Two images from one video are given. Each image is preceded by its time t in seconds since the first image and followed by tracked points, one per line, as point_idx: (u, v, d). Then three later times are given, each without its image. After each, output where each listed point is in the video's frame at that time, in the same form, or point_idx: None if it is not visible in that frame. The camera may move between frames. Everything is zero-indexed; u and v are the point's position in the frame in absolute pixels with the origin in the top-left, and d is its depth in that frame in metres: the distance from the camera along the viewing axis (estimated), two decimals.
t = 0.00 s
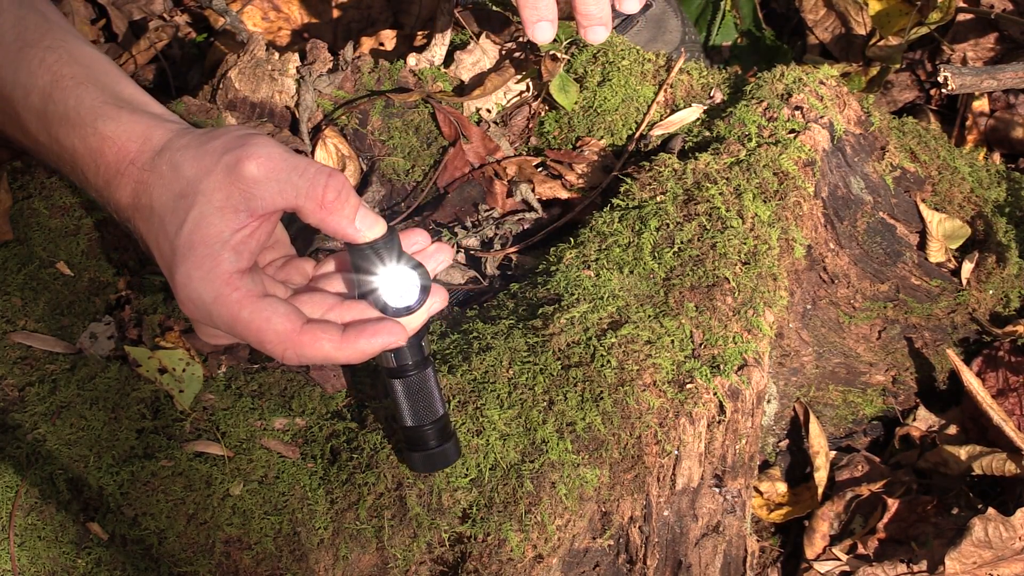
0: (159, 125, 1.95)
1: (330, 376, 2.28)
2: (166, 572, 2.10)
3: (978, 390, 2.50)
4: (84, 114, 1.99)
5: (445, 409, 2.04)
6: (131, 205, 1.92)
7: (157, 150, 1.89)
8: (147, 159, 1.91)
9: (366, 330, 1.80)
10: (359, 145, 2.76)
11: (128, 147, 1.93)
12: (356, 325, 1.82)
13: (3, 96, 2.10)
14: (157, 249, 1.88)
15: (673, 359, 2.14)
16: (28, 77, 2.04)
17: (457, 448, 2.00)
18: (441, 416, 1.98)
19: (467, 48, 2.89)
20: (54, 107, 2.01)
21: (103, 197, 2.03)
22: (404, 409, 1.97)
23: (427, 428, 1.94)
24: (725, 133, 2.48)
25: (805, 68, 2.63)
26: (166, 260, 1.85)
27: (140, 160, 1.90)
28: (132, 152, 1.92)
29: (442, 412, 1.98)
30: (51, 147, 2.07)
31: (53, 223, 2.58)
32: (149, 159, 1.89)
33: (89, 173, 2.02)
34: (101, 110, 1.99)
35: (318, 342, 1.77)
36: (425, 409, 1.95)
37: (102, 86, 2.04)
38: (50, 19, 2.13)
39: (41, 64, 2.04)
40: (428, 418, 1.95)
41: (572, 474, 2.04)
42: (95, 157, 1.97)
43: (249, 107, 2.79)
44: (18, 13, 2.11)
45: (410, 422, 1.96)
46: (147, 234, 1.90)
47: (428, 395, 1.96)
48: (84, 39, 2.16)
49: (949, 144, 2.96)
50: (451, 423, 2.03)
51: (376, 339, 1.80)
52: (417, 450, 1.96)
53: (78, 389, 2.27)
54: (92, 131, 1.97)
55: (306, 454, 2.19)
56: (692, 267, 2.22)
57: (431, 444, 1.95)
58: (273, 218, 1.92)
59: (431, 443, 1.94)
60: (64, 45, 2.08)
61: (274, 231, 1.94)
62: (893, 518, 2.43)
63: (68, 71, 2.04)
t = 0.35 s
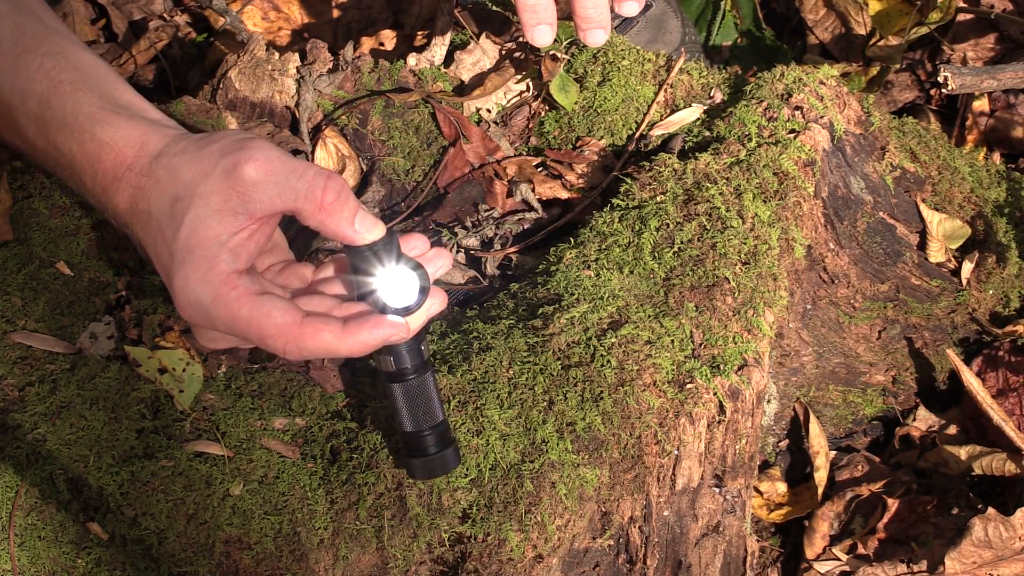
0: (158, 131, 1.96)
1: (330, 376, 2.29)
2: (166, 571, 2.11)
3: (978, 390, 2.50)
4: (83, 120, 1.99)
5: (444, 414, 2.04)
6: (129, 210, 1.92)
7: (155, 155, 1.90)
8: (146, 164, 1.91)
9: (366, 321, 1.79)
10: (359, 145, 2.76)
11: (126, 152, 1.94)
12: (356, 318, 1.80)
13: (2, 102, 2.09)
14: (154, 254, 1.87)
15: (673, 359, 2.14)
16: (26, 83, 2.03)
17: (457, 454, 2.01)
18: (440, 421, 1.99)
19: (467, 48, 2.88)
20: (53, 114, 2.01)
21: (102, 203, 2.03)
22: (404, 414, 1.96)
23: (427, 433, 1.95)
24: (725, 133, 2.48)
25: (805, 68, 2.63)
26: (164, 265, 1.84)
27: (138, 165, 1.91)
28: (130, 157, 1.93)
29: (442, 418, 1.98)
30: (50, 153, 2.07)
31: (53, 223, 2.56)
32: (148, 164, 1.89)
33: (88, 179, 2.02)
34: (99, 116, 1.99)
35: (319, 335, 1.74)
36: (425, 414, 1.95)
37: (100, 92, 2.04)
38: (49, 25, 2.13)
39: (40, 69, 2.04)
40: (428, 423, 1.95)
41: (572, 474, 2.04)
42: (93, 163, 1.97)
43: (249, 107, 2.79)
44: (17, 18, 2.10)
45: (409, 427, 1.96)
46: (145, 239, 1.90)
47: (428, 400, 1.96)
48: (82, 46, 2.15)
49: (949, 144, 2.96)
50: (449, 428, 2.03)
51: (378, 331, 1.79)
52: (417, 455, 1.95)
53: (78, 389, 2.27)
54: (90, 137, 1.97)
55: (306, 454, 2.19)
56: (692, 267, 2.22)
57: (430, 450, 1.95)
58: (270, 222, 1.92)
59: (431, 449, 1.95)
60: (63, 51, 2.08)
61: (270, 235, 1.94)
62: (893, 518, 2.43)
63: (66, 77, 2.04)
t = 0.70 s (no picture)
0: (168, 116, 1.97)
1: (330, 376, 2.29)
2: (166, 571, 2.12)
3: (978, 390, 2.50)
4: (91, 107, 1.99)
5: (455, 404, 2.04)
6: (139, 191, 1.90)
7: (168, 135, 1.90)
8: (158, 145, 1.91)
9: (390, 276, 1.77)
10: (359, 145, 2.76)
11: (138, 134, 1.94)
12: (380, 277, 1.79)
13: (8, 94, 2.09)
14: (168, 227, 1.85)
15: (673, 359, 2.14)
16: (33, 71, 2.03)
17: (468, 446, 1.97)
18: (450, 407, 1.98)
19: (467, 48, 2.88)
20: (60, 101, 2.01)
21: (108, 190, 2.02)
22: (414, 398, 1.96)
23: (436, 416, 1.94)
24: (725, 133, 2.48)
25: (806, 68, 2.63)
26: (181, 237, 1.82)
27: (150, 145, 1.91)
28: (143, 139, 1.93)
29: (452, 403, 1.98)
30: (57, 142, 2.07)
31: (53, 223, 2.55)
32: (160, 144, 1.89)
33: (95, 166, 2.01)
34: (108, 103, 1.99)
35: (346, 289, 1.72)
36: (435, 396, 1.96)
37: (108, 81, 2.05)
38: (53, 18, 2.13)
39: (47, 58, 2.04)
40: (438, 406, 1.95)
41: (572, 474, 2.04)
42: (103, 148, 1.96)
43: (249, 107, 2.79)
44: (21, 10, 2.09)
45: (420, 412, 1.95)
46: (157, 217, 1.87)
47: (438, 382, 1.96)
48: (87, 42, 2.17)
49: (949, 144, 2.96)
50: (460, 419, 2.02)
51: (402, 286, 1.77)
52: (427, 442, 1.93)
53: (78, 389, 2.26)
54: (101, 122, 1.97)
55: (306, 454, 2.19)
56: (692, 267, 2.22)
57: (440, 436, 1.93)
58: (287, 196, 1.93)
59: (439, 434, 1.93)
60: (70, 41, 2.09)
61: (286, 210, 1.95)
62: (893, 519, 2.43)
63: (74, 66, 2.04)
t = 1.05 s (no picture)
0: (147, 119, 1.99)
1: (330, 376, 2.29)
2: (166, 571, 2.12)
3: (978, 390, 2.50)
4: (72, 111, 2.00)
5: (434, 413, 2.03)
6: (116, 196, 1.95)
7: (144, 142, 1.93)
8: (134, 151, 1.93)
9: (342, 312, 1.86)
10: (359, 146, 2.76)
11: (115, 140, 1.96)
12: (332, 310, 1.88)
13: None
14: (140, 236, 1.93)
15: (673, 359, 2.14)
16: (18, 74, 2.04)
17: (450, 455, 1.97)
18: (431, 417, 1.97)
19: (467, 48, 2.88)
20: (43, 104, 2.02)
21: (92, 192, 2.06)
22: (394, 410, 1.95)
23: (418, 427, 1.93)
24: (725, 133, 2.49)
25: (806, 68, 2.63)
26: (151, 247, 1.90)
27: (126, 152, 1.94)
28: (120, 145, 1.95)
29: (433, 413, 1.97)
30: (42, 145, 2.10)
31: (53, 223, 2.53)
32: (135, 152, 1.93)
33: (78, 168, 2.05)
34: (89, 107, 2.00)
35: (294, 323, 1.84)
36: (415, 407, 1.94)
37: (90, 83, 2.05)
38: (42, 21, 2.13)
39: (32, 61, 2.04)
40: (419, 417, 1.93)
41: (572, 474, 2.04)
42: (84, 153, 2.00)
43: (249, 107, 2.78)
44: (11, 12, 2.10)
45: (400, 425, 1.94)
46: (133, 226, 1.94)
47: (419, 393, 1.95)
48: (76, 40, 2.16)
49: (949, 144, 2.97)
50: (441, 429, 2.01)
51: (352, 321, 1.87)
52: (409, 455, 1.92)
53: (78, 388, 2.27)
54: (82, 127, 2.00)
55: (305, 454, 2.19)
56: (692, 267, 2.22)
57: (422, 448, 1.92)
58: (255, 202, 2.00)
59: (422, 445, 1.92)
60: (55, 43, 2.08)
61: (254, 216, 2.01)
62: (892, 518, 2.44)
63: (58, 69, 2.05)
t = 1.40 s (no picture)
0: (114, 127, 2.17)
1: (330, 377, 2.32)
2: (166, 571, 2.12)
3: (978, 390, 2.51)
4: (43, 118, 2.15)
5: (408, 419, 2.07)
6: (86, 209, 2.19)
7: (110, 154, 2.13)
8: (97, 162, 2.13)
9: (276, 345, 2.00)
10: (359, 146, 2.77)
11: (80, 149, 2.14)
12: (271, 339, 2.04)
13: None
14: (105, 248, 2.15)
15: (673, 359, 2.14)
16: None
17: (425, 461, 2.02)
18: (404, 424, 2.02)
19: (467, 48, 2.88)
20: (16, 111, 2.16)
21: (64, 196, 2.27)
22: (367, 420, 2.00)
23: (391, 435, 1.97)
24: (725, 133, 2.49)
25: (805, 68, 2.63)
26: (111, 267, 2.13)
27: (88, 165, 2.13)
28: (84, 155, 2.14)
29: (405, 420, 2.01)
30: (17, 142, 2.24)
31: (52, 223, 2.52)
32: (98, 164, 2.13)
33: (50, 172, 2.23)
34: (59, 115, 2.15)
35: (234, 358, 2.07)
36: (388, 415, 1.99)
37: (61, 86, 2.17)
38: (22, 15, 2.21)
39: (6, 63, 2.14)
40: (391, 424, 1.98)
41: (572, 474, 2.04)
42: (55, 157, 2.18)
43: (249, 107, 2.78)
44: None
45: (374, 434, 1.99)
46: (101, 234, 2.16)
47: (389, 400, 2.00)
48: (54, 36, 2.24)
49: (949, 144, 2.96)
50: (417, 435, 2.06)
51: (287, 349, 1.99)
52: (384, 463, 1.97)
53: (78, 389, 2.27)
54: (50, 133, 2.16)
55: (306, 454, 2.19)
56: (692, 267, 2.22)
57: (396, 456, 1.97)
58: (209, 218, 2.24)
59: (395, 453, 1.96)
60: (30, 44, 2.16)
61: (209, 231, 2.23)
62: (892, 518, 2.44)
63: (29, 73, 2.14)
